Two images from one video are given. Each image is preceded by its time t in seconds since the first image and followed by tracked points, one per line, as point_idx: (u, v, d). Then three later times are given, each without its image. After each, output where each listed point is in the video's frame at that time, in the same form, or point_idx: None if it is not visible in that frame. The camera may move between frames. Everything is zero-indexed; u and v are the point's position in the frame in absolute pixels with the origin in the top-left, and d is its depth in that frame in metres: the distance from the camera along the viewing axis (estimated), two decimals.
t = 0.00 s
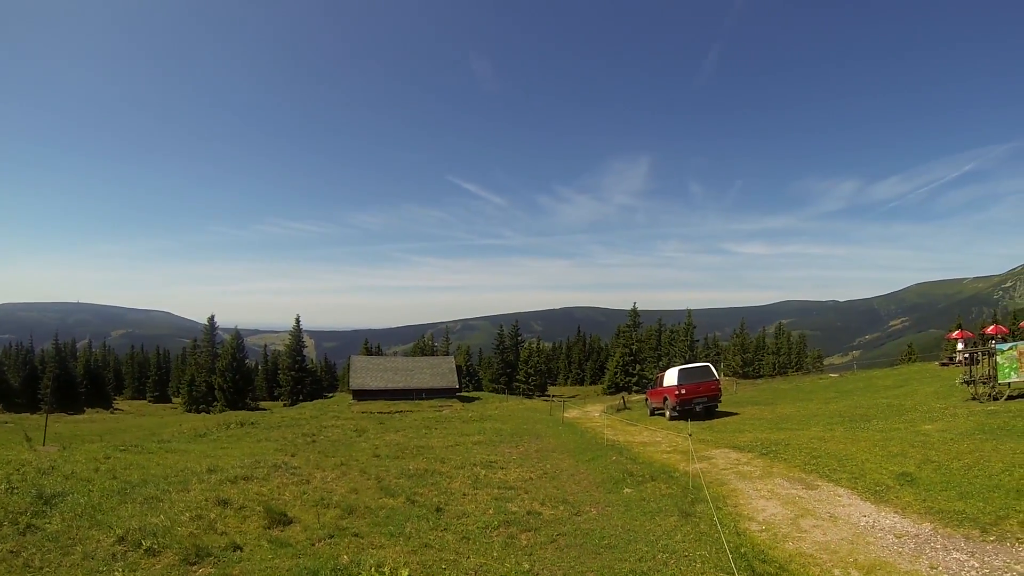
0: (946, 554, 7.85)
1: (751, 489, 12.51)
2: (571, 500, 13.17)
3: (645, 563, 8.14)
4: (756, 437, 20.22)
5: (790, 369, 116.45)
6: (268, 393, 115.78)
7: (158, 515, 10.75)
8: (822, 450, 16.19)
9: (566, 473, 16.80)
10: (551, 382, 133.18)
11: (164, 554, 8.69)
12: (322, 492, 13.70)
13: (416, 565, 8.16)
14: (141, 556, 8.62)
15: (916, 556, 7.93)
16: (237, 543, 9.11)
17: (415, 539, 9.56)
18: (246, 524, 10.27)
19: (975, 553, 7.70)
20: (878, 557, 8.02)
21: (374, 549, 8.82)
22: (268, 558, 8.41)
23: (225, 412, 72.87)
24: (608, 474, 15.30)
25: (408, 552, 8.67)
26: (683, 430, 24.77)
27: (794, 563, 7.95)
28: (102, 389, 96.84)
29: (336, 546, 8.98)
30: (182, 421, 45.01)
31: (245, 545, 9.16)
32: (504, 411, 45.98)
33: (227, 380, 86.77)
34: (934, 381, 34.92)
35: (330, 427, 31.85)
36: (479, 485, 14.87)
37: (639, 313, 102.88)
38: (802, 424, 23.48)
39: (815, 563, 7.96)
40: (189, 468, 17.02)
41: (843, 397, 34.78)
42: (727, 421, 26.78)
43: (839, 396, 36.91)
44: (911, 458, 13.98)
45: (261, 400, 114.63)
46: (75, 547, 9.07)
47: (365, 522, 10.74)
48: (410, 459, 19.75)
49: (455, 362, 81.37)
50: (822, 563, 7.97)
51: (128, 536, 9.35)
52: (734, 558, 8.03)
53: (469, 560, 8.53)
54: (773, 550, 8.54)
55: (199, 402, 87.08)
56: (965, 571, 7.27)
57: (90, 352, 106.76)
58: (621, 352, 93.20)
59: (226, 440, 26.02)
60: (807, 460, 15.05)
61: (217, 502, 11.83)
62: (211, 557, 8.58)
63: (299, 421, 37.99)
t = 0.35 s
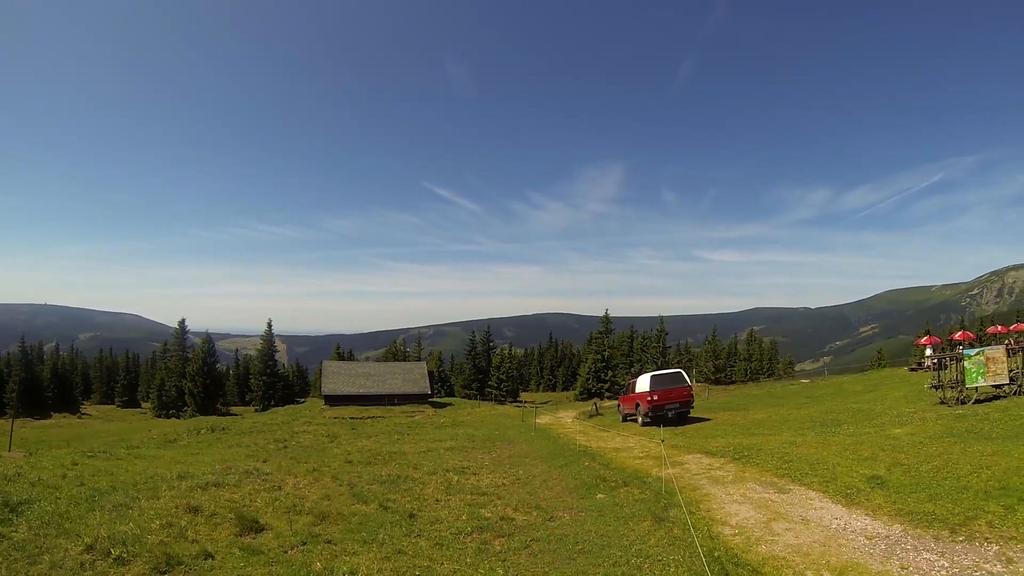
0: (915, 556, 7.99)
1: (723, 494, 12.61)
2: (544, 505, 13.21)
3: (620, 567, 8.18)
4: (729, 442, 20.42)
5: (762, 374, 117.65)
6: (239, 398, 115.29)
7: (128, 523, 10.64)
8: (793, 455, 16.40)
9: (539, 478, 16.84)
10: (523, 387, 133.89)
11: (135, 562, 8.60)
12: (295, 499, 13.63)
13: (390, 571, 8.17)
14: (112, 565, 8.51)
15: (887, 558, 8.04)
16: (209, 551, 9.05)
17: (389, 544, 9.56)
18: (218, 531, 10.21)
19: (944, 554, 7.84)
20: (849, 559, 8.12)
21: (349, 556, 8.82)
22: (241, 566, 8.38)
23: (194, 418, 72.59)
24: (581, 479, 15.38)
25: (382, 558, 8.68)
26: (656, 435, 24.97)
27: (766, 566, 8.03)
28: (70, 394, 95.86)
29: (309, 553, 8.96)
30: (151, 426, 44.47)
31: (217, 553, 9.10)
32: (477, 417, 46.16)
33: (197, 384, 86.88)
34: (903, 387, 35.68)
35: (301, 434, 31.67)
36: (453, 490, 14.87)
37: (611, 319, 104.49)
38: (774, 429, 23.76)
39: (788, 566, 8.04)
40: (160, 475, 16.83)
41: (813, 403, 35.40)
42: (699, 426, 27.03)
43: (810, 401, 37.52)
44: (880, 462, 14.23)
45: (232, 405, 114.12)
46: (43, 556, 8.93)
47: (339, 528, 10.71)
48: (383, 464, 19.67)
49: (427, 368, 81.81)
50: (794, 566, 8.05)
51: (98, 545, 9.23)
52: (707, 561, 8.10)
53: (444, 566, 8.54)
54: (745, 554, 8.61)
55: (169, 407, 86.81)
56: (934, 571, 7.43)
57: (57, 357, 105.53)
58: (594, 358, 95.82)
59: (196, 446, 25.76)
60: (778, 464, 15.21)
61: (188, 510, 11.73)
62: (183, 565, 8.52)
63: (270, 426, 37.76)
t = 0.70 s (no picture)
0: (885, 545, 8.10)
1: (698, 486, 12.69)
2: (518, 497, 13.29)
3: (595, 559, 8.24)
4: (702, 434, 20.62)
5: (737, 368, 118.46)
6: (214, 391, 115.36)
7: (101, 519, 10.62)
8: (766, 447, 16.56)
9: (513, 470, 16.94)
10: (497, 380, 134.54)
11: (109, 559, 8.56)
12: (270, 492, 13.64)
13: (366, 564, 8.24)
14: (86, 561, 8.48)
15: (858, 548, 8.14)
16: (184, 546, 9.07)
17: (364, 537, 9.60)
18: (193, 526, 10.20)
19: (914, 543, 7.97)
20: (820, 549, 8.21)
21: (324, 549, 8.85)
22: (216, 561, 8.39)
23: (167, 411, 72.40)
24: (555, 472, 15.46)
25: (358, 551, 8.74)
26: (630, 428, 25.13)
27: (740, 556, 8.10)
28: (41, 389, 95.29)
29: (285, 546, 9.03)
30: (124, 421, 44.18)
31: (192, 547, 9.14)
32: (451, 409, 46.39)
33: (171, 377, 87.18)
34: (875, 382, 36.33)
35: (277, 426, 31.64)
36: (427, 483, 14.94)
37: (586, 312, 105.19)
38: (747, 422, 24.02)
39: (761, 556, 8.12)
40: (133, 470, 16.77)
41: (787, 397, 35.89)
42: (673, 419, 27.24)
43: (784, 395, 38.05)
44: (853, 455, 14.44)
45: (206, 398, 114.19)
46: (16, 553, 8.89)
47: (313, 521, 10.77)
48: (359, 457, 19.69)
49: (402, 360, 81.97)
50: (769, 556, 8.12)
51: (72, 541, 9.20)
52: (681, 553, 8.15)
53: (419, 558, 8.60)
54: (716, 544, 8.68)
55: (142, 400, 87.03)
56: (905, 560, 7.55)
57: (26, 352, 104.66)
58: (568, 351, 96.61)
59: (170, 440, 25.66)
60: (751, 457, 15.35)
61: (162, 505, 11.74)
62: (157, 560, 8.52)
63: (245, 419, 37.71)
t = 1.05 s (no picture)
0: (849, 537, 8.22)
1: (663, 482, 12.78)
2: (485, 495, 13.30)
3: (561, 556, 8.29)
4: (667, 431, 20.79)
5: (703, 366, 119.48)
6: (179, 391, 114.50)
7: (62, 525, 10.45)
8: (731, 443, 16.76)
9: (480, 468, 16.97)
10: (465, 379, 134.54)
11: (72, 565, 8.43)
12: (236, 494, 13.51)
13: (332, 566, 8.25)
14: (47, 569, 8.33)
15: (823, 540, 8.23)
16: (148, 551, 8.98)
17: (331, 538, 9.63)
18: (158, 530, 10.08)
19: (876, 535, 8.11)
20: (784, 542, 8.30)
21: (290, 552, 8.81)
22: (181, 566, 8.35)
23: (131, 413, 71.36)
24: (521, 470, 15.49)
25: (324, 553, 8.80)
26: (596, 425, 25.32)
27: (706, 552, 8.15)
28: None
29: (251, 549, 9.06)
30: (87, 424, 43.43)
31: (157, 553, 9.05)
32: (418, 408, 46.39)
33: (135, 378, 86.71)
34: (839, 377, 37.10)
35: (241, 427, 31.29)
36: (394, 482, 14.90)
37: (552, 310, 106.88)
38: (713, 418, 24.27)
39: (726, 550, 8.19)
40: (95, 474, 16.51)
41: (753, 393, 36.47)
42: (638, 416, 27.47)
43: (750, 391, 38.65)
44: (817, 450, 14.65)
45: (171, 399, 113.32)
46: None
47: (280, 523, 10.73)
48: (327, 457, 19.56)
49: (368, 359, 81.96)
50: (733, 551, 8.18)
51: (33, 549, 9.03)
52: (646, 549, 8.21)
53: (385, 558, 8.65)
54: (682, 540, 8.72)
55: (105, 403, 86.46)
56: (868, 551, 7.69)
57: None
58: (534, 350, 97.81)
59: (135, 444, 25.33)
60: (716, 453, 15.50)
61: (125, 510, 11.58)
62: (122, 566, 8.42)
63: (211, 421, 37.29)
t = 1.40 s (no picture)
0: (804, 542, 8.29)
1: (620, 488, 12.80)
2: (442, 500, 13.25)
3: (516, 562, 8.31)
4: (627, 437, 20.87)
5: (665, 372, 119.39)
6: (138, 392, 112.78)
7: (9, 530, 10.22)
8: (689, 449, 16.89)
9: (438, 473, 16.90)
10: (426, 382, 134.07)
11: (21, 570, 8.25)
12: (191, 498, 13.32)
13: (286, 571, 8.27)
14: None
15: (778, 546, 8.29)
16: (99, 556, 8.85)
17: (286, 543, 9.65)
18: (108, 535, 9.95)
19: (832, 540, 8.18)
20: (740, 548, 8.33)
21: (244, 556, 8.96)
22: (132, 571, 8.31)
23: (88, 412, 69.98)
24: (479, 475, 15.44)
25: (278, 557, 8.88)
26: (555, 431, 25.41)
27: (661, 558, 8.16)
28: None
29: (204, 554, 9.10)
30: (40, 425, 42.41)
31: (108, 558, 8.93)
32: (378, 411, 46.11)
33: (92, 378, 85.46)
34: (798, 385, 37.75)
35: (200, 430, 30.82)
36: (352, 486, 14.79)
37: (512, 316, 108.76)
38: (673, 424, 24.45)
39: (682, 556, 8.21)
40: (46, 477, 16.16)
41: (714, 400, 36.91)
42: (597, 422, 27.61)
43: (711, 398, 39.12)
44: (775, 456, 14.83)
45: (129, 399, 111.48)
46: None
47: (235, 527, 10.66)
48: (285, 461, 19.33)
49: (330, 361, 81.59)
50: (688, 556, 8.21)
51: None
52: (600, 554, 8.24)
53: (340, 563, 8.71)
54: (637, 546, 8.72)
55: (61, 403, 85.11)
56: (823, 556, 7.76)
57: None
58: (495, 355, 97.88)
59: (88, 445, 24.85)
60: (675, 460, 15.57)
61: (77, 514, 11.38)
62: (72, 571, 8.27)
63: (168, 422, 36.67)
